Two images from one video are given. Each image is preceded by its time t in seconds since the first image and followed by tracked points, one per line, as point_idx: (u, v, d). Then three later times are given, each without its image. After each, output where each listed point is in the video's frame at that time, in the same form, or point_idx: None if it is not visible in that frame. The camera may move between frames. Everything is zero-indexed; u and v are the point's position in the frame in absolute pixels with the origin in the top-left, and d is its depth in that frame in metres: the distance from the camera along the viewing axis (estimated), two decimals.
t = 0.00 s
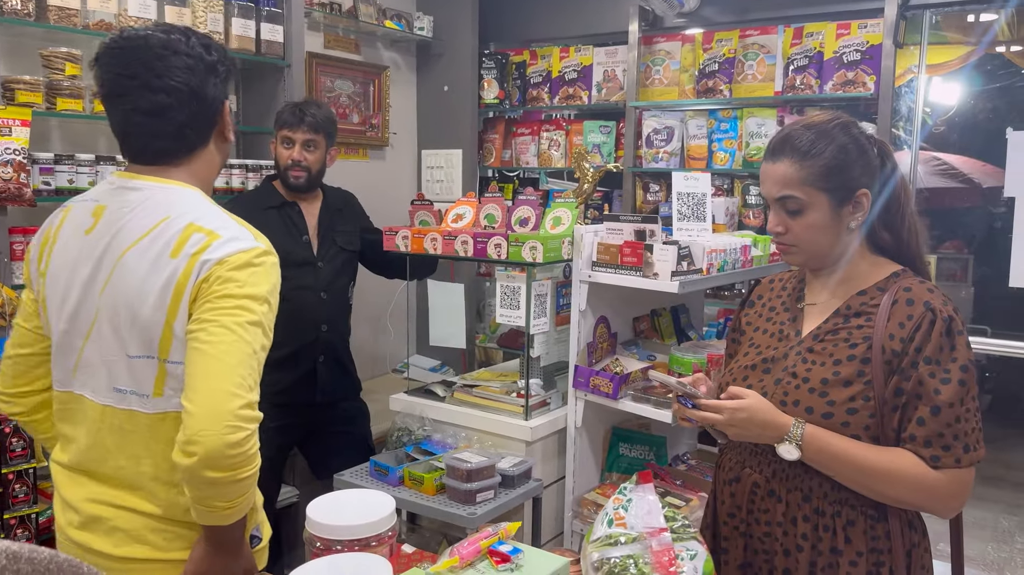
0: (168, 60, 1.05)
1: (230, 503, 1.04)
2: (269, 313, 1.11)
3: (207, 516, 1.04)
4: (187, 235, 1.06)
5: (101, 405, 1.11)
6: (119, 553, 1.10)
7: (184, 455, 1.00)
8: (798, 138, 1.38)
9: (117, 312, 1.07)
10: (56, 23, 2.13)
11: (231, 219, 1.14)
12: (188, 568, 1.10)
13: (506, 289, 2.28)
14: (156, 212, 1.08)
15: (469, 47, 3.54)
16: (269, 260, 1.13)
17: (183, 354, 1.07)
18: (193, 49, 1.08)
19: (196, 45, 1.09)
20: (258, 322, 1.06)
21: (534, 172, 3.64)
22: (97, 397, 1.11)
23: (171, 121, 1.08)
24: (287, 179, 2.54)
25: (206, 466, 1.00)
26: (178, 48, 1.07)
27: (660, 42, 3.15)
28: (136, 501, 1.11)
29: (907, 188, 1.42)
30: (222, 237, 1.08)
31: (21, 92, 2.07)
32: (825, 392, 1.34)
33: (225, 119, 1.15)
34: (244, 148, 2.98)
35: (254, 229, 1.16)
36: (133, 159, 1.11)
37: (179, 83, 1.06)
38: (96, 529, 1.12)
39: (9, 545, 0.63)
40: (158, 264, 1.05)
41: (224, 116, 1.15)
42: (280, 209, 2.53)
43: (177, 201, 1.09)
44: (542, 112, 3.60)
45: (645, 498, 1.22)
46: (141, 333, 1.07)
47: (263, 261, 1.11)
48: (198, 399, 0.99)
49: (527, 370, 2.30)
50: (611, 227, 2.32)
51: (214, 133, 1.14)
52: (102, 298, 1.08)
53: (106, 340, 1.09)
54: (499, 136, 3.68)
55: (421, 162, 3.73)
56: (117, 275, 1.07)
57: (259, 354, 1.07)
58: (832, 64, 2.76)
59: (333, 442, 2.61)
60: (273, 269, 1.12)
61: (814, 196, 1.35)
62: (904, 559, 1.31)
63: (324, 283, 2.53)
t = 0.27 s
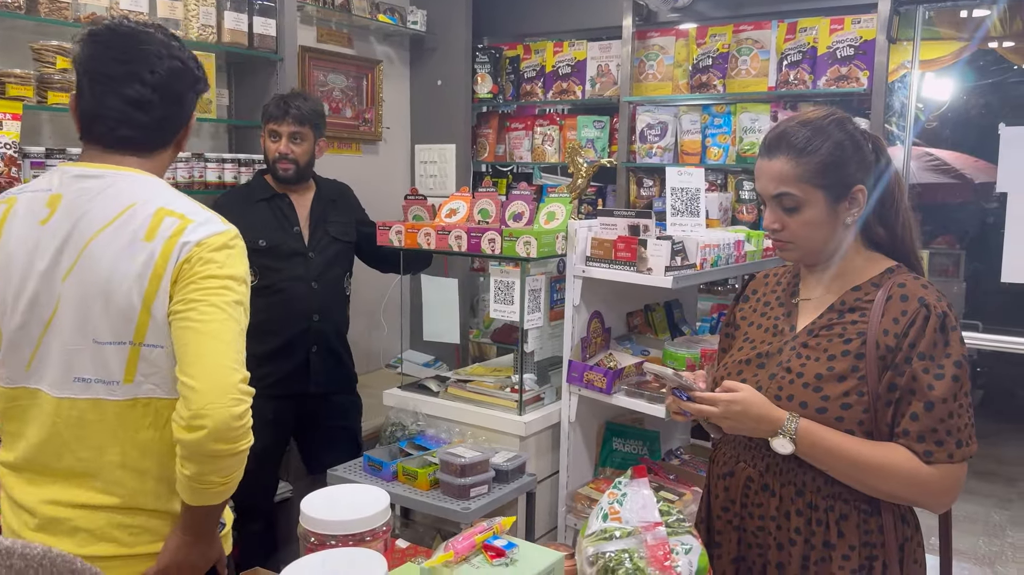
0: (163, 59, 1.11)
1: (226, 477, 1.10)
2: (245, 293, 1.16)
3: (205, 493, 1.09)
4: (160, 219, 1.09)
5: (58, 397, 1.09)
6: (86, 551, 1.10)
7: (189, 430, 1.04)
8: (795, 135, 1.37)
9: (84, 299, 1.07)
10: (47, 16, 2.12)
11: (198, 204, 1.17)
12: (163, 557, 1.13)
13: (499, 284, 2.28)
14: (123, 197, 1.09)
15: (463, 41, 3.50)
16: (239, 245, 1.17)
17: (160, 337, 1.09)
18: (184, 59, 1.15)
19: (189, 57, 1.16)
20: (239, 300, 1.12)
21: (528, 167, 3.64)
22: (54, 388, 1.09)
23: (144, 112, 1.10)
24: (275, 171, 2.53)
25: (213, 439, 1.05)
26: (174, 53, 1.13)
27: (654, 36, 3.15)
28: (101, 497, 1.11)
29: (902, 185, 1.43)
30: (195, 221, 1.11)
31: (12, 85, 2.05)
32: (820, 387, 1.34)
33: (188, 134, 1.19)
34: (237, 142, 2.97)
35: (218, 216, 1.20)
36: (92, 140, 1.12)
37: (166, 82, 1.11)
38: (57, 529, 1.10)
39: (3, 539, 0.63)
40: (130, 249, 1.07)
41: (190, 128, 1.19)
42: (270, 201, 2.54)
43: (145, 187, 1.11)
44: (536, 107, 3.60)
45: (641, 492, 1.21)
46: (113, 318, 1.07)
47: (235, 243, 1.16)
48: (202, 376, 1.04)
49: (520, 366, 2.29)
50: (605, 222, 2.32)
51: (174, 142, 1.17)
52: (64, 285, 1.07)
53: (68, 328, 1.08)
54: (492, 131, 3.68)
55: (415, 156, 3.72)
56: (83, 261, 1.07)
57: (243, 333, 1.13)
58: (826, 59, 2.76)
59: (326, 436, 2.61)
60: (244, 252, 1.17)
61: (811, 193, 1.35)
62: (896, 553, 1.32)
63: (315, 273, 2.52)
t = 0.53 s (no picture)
0: (116, 53, 1.07)
1: (220, 470, 1.14)
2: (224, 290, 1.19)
3: (202, 488, 1.12)
4: (139, 217, 1.09)
5: (30, 399, 1.07)
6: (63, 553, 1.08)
7: (192, 426, 1.08)
8: (791, 130, 1.37)
9: (62, 298, 1.06)
10: (42, 9, 2.12)
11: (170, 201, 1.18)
12: (146, 554, 1.14)
13: (496, 278, 2.28)
14: (98, 194, 1.08)
15: (459, 36, 3.52)
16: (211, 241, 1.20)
17: (143, 334, 1.10)
18: (141, 51, 1.11)
19: (144, 49, 1.13)
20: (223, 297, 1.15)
21: (524, 162, 3.64)
22: (23, 390, 1.07)
23: (102, 108, 1.08)
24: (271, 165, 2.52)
25: (218, 433, 1.09)
26: (129, 46, 1.10)
27: (650, 31, 3.16)
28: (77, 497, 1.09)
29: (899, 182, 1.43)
30: (174, 219, 1.12)
31: (7, 78, 2.05)
32: (815, 380, 1.35)
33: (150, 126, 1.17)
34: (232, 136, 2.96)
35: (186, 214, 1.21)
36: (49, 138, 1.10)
37: (122, 76, 1.08)
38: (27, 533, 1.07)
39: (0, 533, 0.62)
40: (111, 246, 1.07)
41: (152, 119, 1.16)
42: (265, 195, 2.52)
43: (119, 185, 1.11)
44: (532, 101, 3.60)
45: (637, 486, 1.21)
46: (94, 316, 1.07)
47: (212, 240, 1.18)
48: (203, 372, 1.08)
49: (517, 360, 2.29)
50: (601, 217, 2.32)
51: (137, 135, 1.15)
52: (38, 284, 1.06)
53: (42, 327, 1.06)
54: (488, 125, 3.69)
55: (411, 151, 3.71)
56: (60, 260, 1.06)
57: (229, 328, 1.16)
58: (822, 54, 2.77)
59: (322, 431, 2.61)
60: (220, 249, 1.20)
61: (808, 188, 1.35)
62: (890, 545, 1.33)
63: (311, 265, 2.52)
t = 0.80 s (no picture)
0: (61, 41, 1.06)
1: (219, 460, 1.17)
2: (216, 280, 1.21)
3: (203, 479, 1.15)
4: (128, 212, 1.09)
5: (16, 397, 1.05)
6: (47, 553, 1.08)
7: (199, 417, 1.10)
8: (786, 123, 1.37)
9: (52, 296, 1.05)
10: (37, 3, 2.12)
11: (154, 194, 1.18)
12: (129, 552, 1.15)
13: (494, 273, 2.27)
14: (83, 190, 1.08)
15: (457, 29, 3.50)
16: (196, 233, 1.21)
17: (136, 329, 1.10)
18: (85, 35, 1.09)
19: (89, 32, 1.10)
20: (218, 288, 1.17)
21: (522, 156, 3.64)
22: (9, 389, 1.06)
23: (55, 97, 1.06)
24: (272, 159, 2.51)
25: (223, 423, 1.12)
26: (70, 31, 1.08)
27: (649, 25, 3.16)
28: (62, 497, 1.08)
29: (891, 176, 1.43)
30: (162, 212, 1.13)
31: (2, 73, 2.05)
32: (808, 374, 1.35)
33: (110, 110, 1.15)
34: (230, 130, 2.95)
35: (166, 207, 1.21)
36: (20, 139, 1.09)
37: (69, 62, 1.06)
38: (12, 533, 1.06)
39: None
40: (102, 242, 1.07)
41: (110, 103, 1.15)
42: (268, 188, 2.51)
43: (102, 180, 1.11)
44: (530, 96, 3.60)
45: (636, 479, 1.20)
46: (86, 312, 1.07)
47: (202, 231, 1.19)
48: (208, 365, 1.10)
49: (516, 355, 2.30)
50: (600, 211, 2.31)
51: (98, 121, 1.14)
52: (26, 282, 1.05)
53: (31, 326, 1.06)
54: (487, 120, 3.68)
55: (409, 145, 3.71)
56: (49, 256, 1.05)
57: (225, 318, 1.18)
58: (821, 48, 2.76)
59: (320, 426, 2.61)
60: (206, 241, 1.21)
61: (802, 181, 1.35)
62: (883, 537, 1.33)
63: (312, 260, 2.52)
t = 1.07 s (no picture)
0: (58, 41, 1.03)
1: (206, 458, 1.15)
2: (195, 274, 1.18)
3: (189, 478, 1.13)
4: (104, 203, 1.07)
5: None
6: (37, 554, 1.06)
7: (178, 414, 1.08)
8: (782, 116, 1.36)
9: (30, 291, 1.02)
10: None
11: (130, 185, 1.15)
12: (123, 551, 1.13)
13: (494, 268, 2.27)
14: (56, 181, 1.05)
15: (457, 24, 3.50)
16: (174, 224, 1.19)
17: (116, 323, 1.08)
18: (82, 36, 1.07)
19: (86, 33, 1.08)
20: (197, 282, 1.15)
21: (522, 151, 3.63)
22: None
23: (42, 95, 1.03)
24: (271, 150, 2.51)
25: (205, 419, 1.10)
26: (67, 31, 1.05)
27: (649, 19, 3.15)
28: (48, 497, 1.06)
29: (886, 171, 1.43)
30: (139, 203, 1.11)
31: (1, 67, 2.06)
32: (802, 366, 1.35)
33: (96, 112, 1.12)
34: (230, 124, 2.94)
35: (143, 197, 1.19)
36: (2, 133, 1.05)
37: (61, 62, 1.03)
38: None
39: None
40: (78, 235, 1.04)
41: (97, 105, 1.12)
42: (268, 181, 2.51)
43: (79, 171, 1.08)
44: (531, 90, 3.59)
45: (636, 473, 1.19)
46: (65, 308, 1.04)
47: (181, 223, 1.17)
48: (187, 359, 1.09)
49: (516, 349, 2.30)
50: (600, 206, 2.30)
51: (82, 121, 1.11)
52: (4, 278, 1.01)
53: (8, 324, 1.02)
54: (487, 114, 3.68)
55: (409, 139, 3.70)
56: (25, 250, 1.02)
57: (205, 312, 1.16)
58: (822, 43, 2.76)
59: (320, 420, 2.62)
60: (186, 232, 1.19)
61: (798, 174, 1.35)
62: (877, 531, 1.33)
63: (311, 255, 2.51)
